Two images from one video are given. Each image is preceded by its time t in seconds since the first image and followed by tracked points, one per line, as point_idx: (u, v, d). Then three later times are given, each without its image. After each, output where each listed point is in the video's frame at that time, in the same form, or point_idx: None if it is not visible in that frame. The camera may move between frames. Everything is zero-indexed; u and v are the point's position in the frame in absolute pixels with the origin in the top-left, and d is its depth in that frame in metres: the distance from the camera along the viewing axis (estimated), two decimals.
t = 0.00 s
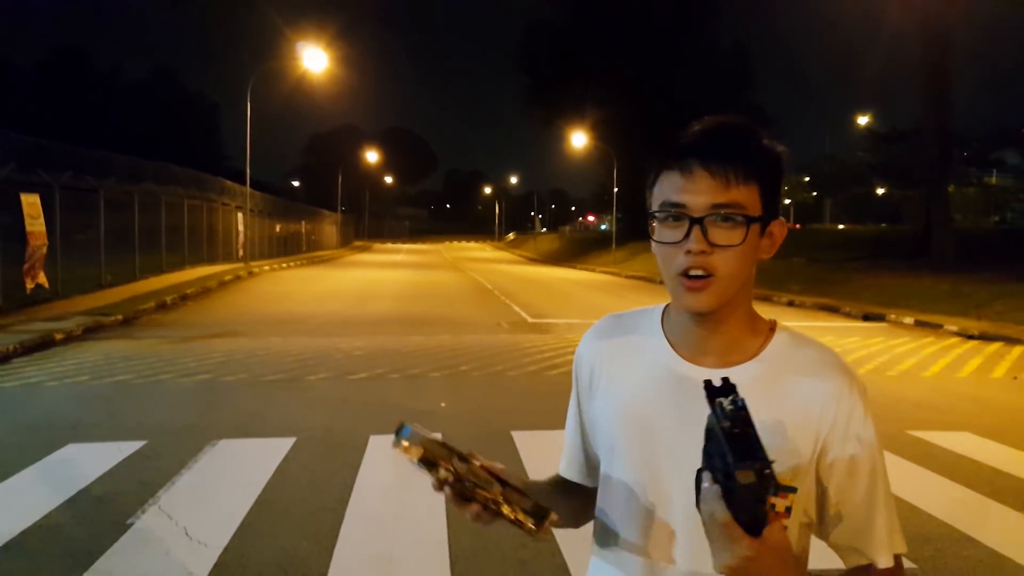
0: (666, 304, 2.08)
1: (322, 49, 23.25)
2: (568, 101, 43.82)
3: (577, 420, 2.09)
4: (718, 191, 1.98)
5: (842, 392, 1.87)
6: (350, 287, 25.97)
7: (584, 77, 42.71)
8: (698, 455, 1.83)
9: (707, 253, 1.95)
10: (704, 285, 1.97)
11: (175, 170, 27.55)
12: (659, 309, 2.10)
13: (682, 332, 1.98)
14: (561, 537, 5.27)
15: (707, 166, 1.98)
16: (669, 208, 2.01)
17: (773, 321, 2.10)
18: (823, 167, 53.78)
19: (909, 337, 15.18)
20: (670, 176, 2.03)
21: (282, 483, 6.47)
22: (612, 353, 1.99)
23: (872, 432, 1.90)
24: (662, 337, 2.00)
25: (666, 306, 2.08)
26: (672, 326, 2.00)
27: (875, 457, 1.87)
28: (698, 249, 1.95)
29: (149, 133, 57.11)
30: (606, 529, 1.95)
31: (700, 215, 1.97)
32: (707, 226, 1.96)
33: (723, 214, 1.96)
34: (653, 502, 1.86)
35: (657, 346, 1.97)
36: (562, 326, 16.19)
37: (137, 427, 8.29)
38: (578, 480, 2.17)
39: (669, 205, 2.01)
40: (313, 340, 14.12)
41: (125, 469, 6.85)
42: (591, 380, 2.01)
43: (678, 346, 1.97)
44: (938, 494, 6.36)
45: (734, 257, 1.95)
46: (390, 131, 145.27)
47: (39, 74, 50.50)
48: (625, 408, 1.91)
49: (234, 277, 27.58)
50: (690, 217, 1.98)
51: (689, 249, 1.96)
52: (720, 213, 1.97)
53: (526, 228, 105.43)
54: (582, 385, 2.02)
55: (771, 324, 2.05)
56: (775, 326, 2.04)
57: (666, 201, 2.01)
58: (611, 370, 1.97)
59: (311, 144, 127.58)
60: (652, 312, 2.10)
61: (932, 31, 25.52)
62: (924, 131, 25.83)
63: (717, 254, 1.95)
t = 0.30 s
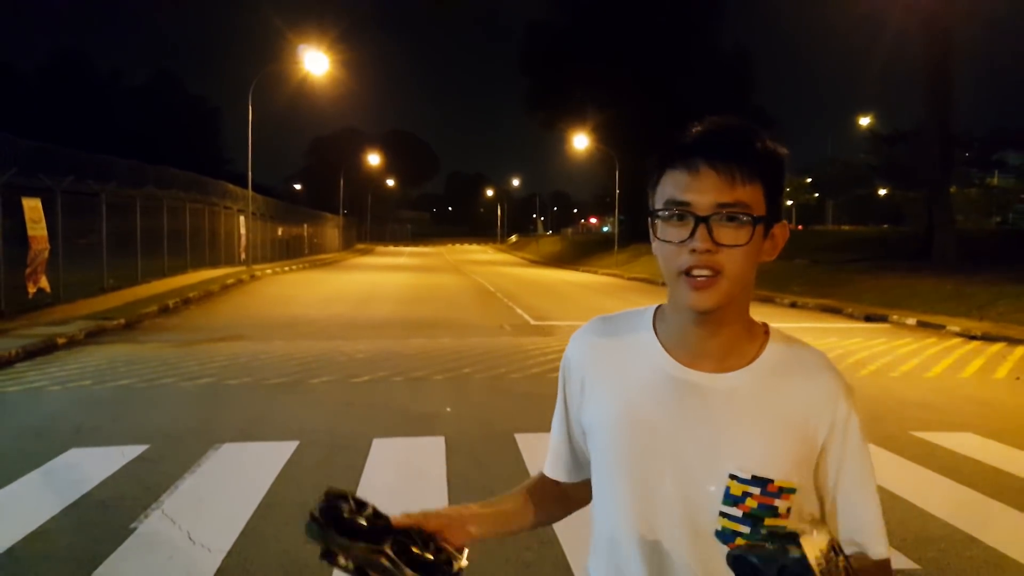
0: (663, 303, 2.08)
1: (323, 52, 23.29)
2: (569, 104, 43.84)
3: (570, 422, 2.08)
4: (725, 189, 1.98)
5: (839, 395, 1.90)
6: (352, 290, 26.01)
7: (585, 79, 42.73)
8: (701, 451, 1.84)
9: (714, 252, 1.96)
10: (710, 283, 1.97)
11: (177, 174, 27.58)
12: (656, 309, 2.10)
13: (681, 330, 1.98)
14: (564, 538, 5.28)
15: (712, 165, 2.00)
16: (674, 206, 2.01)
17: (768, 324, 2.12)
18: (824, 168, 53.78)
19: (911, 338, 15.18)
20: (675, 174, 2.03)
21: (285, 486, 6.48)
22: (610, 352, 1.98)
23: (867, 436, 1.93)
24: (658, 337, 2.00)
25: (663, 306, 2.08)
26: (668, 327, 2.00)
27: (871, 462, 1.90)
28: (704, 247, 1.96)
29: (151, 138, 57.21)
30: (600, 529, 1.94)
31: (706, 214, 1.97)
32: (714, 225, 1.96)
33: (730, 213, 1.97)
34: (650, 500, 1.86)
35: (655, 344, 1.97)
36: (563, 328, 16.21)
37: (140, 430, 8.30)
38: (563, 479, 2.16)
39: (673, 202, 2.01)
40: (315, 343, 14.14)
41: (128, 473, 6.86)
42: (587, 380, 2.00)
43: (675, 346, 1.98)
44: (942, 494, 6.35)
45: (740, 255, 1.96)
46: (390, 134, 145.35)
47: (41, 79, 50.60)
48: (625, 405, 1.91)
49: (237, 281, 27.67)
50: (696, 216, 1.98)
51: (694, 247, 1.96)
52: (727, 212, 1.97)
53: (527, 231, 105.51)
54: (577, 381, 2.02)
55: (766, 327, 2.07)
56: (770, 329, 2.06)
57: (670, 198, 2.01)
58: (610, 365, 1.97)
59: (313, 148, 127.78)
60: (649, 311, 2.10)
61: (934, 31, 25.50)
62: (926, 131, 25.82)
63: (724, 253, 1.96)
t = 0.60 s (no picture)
0: (643, 307, 2.15)
1: (324, 54, 23.36)
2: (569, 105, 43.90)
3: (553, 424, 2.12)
4: (703, 199, 2.05)
5: (820, 390, 1.99)
6: (353, 291, 26.08)
7: (585, 80, 42.79)
8: (689, 456, 1.92)
9: (692, 261, 2.04)
10: (691, 291, 2.05)
11: (178, 176, 27.65)
12: (638, 312, 2.16)
13: (666, 334, 2.04)
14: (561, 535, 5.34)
15: (692, 173, 2.06)
16: (652, 215, 2.08)
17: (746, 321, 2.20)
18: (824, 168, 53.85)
19: (910, 338, 15.23)
20: (653, 182, 2.10)
21: (286, 486, 6.55)
22: (595, 357, 2.04)
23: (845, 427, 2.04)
24: (642, 340, 2.06)
25: (643, 308, 2.15)
26: (649, 330, 2.07)
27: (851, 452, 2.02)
28: (682, 257, 2.03)
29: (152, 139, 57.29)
30: (596, 529, 2.02)
31: (684, 223, 2.05)
32: (692, 234, 2.04)
33: (706, 223, 2.04)
34: (643, 500, 1.93)
35: (641, 348, 2.03)
36: (563, 329, 16.28)
37: (142, 431, 8.38)
38: (557, 494, 2.15)
39: (652, 212, 2.08)
40: (316, 343, 14.21)
41: (130, 473, 6.93)
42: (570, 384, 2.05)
43: (659, 348, 2.04)
44: (940, 494, 6.40)
45: (719, 264, 2.04)
46: (391, 135, 145.50)
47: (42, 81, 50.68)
48: (615, 412, 1.97)
49: (238, 282, 27.76)
50: (674, 225, 2.05)
51: (673, 257, 2.04)
52: (705, 221, 2.05)
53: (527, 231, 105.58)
54: (564, 389, 2.05)
55: (743, 324, 2.15)
56: (750, 327, 2.14)
57: (648, 208, 2.08)
58: (598, 373, 2.02)
59: (314, 149, 127.92)
60: (631, 315, 2.16)
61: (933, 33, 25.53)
62: (926, 132, 25.85)
63: (703, 262, 2.04)
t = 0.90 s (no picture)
0: (638, 303, 2.15)
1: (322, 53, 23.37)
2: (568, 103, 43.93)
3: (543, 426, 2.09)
4: (696, 191, 2.06)
5: (810, 384, 2.01)
6: (352, 289, 26.10)
7: (583, 79, 42.83)
8: (686, 452, 1.92)
9: (688, 254, 2.04)
10: (687, 284, 2.05)
11: (178, 175, 27.66)
12: (632, 307, 2.16)
13: (661, 330, 2.04)
14: (558, 528, 5.35)
15: (685, 167, 2.07)
16: (646, 210, 2.08)
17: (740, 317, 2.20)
18: (822, 166, 53.90)
19: (908, 334, 15.26)
20: (647, 177, 2.10)
21: (285, 485, 6.56)
22: (587, 357, 2.03)
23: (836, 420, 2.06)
24: (637, 334, 2.06)
25: (638, 306, 2.15)
26: (645, 325, 2.06)
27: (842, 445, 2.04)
28: (679, 249, 2.03)
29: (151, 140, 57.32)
30: (589, 528, 2.01)
31: (679, 216, 2.05)
32: (687, 226, 2.04)
33: (701, 214, 2.05)
34: (639, 498, 1.94)
35: (636, 342, 2.03)
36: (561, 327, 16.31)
37: (141, 430, 8.39)
38: (535, 488, 2.12)
39: (646, 206, 2.08)
40: (315, 342, 14.23)
41: (128, 473, 6.94)
42: (564, 382, 2.04)
43: (654, 344, 2.04)
44: (939, 488, 6.42)
45: (715, 255, 2.04)
46: (390, 135, 145.60)
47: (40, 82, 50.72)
48: (610, 408, 1.97)
49: (238, 281, 27.80)
50: (669, 218, 2.05)
51: (669, 250, 2.04)
52: (700, 213, 2.05)
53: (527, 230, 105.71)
54: (557, 389, 2.04)
55: (738, 322, 2.15)
56: (746, 322, 2.14)
57: (643, 202, 2.09)
58: (593, 369, 2.01)
59: (313, 148, 127.99)
60: (624, 311, 2.16)
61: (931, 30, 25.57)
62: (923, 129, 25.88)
63: (699, 254, 2.03)
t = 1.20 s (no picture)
0: (643, 297, 2.15)
1: (318, 49, 23.34)
2: (565, 98, 43.89)
3: (548, 417, 2.09)
4: (706, 185, 2.05)
5: (815, 381, 2.02)
6: (349, 285, 26.08)
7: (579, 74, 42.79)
8: (692, 446, 1.92)
9: (697, 247, 2.03)
10: (695, 278, 2.05)
11: (174, 172, 27.62)
12: (637, 301, 2.16)
13: (666, 323, 2.04)
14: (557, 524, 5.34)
15: (696, 161, 2.06)
16: (655, 202, 2.08)
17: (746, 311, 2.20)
18: (819, 160, 53.90)
19: (906, 327, 15.28)
20: (658, 168, 2.09)
21: (285, 481, 6.57)
22: (594, 349, 2.03)
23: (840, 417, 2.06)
24: (641, 327, 2.06)
25: (644, 299, 2.14)
26: (650, 319, 2.07)
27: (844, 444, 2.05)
28: (687, 243, 2.03)
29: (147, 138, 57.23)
30: (589, 521, 2.01)
31: (689, 209, 2.04)
32: (697, 219, 2.04)
33: (711, 208, 2.04)
34: (644, 492, 1.94)
35: (642, 336, 2.03)
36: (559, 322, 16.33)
37: (140, 427, 8.37)
38: (543, 481, 2.13)
39: (655, 198, 2.07)
40: (313, 339, 14.21)
41: (128, 470, 6.94)
42: (570, 373, 2.04)
43: (660, 337, 2.04)
44: (938, 482, 6.43)
45: (723, 250, 2.04)
46: (387, 131, 145.50)
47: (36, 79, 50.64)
48: (615, 401, 1.96)
49: (236, 277, 27.82)
50: (679, 211, 2.04)
51: (679, 243, 2.03)
52: (709, 207, 2.04)
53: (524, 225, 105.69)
54: (561, 381, 2.04)
55: (743, 316, 2.15)
56: (750, 317, 2.14)
57: (651, 195, 2.08)
58: (597, 363, 2.01)
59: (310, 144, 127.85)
60: (629, 304, 2.16)
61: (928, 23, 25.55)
62: (921, 123, 25.89)
63: (707, 248, 2.03)
